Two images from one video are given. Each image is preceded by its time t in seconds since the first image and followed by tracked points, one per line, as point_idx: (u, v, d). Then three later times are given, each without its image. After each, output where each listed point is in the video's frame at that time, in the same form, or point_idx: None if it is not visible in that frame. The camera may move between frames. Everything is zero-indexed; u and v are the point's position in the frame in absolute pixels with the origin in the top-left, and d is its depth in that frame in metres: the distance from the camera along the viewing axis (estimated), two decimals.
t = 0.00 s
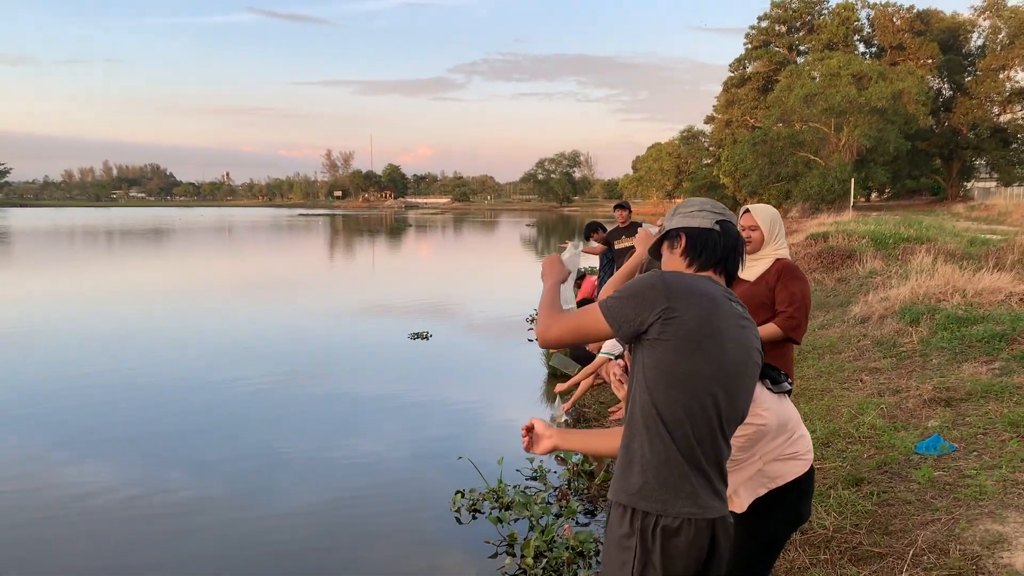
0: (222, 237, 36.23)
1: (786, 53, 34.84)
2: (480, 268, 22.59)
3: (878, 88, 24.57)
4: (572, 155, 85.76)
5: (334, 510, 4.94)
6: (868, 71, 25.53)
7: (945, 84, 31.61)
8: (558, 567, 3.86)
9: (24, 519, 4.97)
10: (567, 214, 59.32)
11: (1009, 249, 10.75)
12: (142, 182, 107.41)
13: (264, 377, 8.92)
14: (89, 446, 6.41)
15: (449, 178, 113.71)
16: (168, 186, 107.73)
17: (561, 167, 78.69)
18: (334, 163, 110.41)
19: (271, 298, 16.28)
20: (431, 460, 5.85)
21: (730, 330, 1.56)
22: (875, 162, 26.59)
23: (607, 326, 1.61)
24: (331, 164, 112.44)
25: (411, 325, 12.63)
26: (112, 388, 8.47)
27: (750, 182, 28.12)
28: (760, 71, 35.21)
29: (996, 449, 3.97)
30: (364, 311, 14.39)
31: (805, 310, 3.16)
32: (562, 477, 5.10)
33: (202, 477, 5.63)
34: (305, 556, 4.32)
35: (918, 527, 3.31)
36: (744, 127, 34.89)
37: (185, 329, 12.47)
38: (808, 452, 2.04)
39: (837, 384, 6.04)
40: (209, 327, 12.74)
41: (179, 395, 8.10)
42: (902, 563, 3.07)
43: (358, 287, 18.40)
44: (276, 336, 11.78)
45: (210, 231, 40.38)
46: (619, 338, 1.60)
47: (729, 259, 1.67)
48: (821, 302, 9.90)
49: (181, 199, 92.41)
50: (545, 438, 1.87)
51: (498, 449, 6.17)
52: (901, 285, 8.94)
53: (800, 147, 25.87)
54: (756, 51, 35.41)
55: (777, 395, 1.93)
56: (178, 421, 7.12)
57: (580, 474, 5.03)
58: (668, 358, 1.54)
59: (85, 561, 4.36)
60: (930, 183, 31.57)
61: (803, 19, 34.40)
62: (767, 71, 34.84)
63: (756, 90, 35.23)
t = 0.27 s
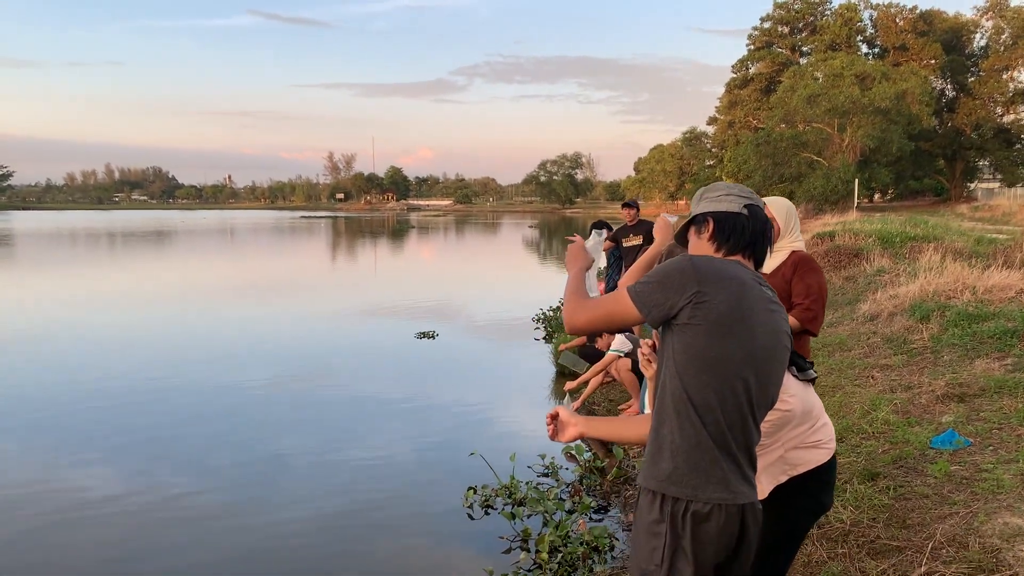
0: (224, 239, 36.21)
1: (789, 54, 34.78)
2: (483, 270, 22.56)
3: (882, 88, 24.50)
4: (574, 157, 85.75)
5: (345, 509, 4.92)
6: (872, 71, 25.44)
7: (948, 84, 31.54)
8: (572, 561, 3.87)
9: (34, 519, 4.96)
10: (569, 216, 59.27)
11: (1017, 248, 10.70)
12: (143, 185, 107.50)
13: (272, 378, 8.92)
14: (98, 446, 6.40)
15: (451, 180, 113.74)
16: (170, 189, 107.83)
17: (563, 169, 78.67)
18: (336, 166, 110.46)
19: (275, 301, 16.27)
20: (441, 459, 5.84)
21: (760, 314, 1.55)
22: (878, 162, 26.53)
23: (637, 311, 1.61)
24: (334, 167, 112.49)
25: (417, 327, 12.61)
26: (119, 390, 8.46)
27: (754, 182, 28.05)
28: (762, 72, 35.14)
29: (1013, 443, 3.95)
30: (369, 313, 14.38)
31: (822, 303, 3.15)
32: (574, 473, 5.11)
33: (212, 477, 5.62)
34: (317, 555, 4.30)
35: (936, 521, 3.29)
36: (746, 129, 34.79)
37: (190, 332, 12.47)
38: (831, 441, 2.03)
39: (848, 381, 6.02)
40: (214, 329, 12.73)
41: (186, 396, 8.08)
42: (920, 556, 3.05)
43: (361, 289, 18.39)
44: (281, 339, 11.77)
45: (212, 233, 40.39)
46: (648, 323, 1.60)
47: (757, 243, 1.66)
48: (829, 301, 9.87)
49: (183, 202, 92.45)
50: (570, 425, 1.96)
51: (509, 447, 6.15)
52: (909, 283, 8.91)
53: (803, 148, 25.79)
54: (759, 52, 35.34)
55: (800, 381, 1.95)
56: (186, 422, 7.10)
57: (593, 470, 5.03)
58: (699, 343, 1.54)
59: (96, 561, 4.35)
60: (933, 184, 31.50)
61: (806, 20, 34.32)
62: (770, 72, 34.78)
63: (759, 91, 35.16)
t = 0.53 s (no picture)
0: (230, 240, 36.26)
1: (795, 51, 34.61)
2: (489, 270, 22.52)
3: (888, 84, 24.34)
4: (579, 156, 85.62)
5: (359, 506, 4.92)
6: (877, 68, 25.33)
7: (955, 80, 31.32)
8: (590, 553, 3.87)
9: (49, 520, 4.98)
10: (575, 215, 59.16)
11: None
12: (149, 187, 107.81)
13: (282, 380, 8.92)
14: (111, 447, 6.42)
15: (456, 180, 113.80)
16: (176, 191, 108.42)
17: (568, 168, 78.55)
18: (341, 167, 110.67)
19: (282, 302, 16.28)
20: (454, 456, 5.84)
21: (791, 291, 1.53)
22: (885, 159, 26.38)
23: (666, 290, 1.60)
24: (338, 168, 112.68)
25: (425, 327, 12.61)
26: (130, 391, 8.48)
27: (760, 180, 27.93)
28: (768, 69, 34.98)
29: None
30: (376, 314, 14.38)
31: (839, 291, 3.14)
32: (588, 466, 5.10)
33: (225, 476, 5.63)
34: (332, 552, 4.31)
35: (958, 510, 3.25)
36: (752, 126, 34.64)
37: (198, 334, 12.48)
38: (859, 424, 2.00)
39: (863, 373, 5.98)
40: (222, 331, 12.74)
41: (197, 398, 8.10)
42: (943, 545, 3.02)
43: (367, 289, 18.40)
44: (290, 340, 11.78)
45: (217, 235, 40.44)
46: (677, 302, 1.58)
47: (786, 220, 1.64)
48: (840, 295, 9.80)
49: (189, 204, 92.79)
50: (596, 409, 1.98)
51: (522, 442, 6.14)
52: (922, 276, 8.84)
53: (810, 145, 25.64)
54: (764, 50, 35.18)
55: (829, 363, 1.94)
56: (197, 423, 7.11)
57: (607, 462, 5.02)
58: (728, 320, 1.52)
59: (111, 560, 4.37)
60: (940, 180, 31.29)
61: (811, 16, 34.15)
62: (776, 69, 34.62)
63: (764, 88, 34.99)
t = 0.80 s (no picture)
0: (242, 235, 36.38)
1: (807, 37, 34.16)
2: (501, 262, 22.48)
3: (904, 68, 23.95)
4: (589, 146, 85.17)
5: (381, 494, 4.95)
6: (893, 52, 24.37)
7: (971, 63, 30.80)
8: (617, 536, 3.88)
9: (77, 511, 5.04)
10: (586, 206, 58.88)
11: None
12: (162, 184, 108.46)
13: (300, 372, 8.96)
14: (134, 440, 6.48)
15: (467, 173, 113.59)
16: (189, 188, 109.04)
17: (579, 159, 78.17)
18: (351, 161, 110.77)
19: (296, 296, 16.34)
20: (475, 445, 5.86)
21: (833, 262, 1.52)
22: (900, 145, 26.02)
23: (704, 264, 1.59)
24: (349, 162, 112.81)
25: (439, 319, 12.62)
26: (150, 386, 8.56)
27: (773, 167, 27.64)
28: (780, 55, 34.55)
29: None
30: (391, 307, 14.40)
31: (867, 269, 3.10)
32: (611, 451, 5.11)
33: (248, 466, 5.69)
34: (356, 539, 4.34)
35: (990, 491, 3.22)
36: (765, 113, 34.23)
37: (214, 329, 12.57)
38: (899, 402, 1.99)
39: (886, 355, 5.92)
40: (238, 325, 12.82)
41: (217, 391, 8.16)
42: (976, 525, 2.99)
43: (379, 283, 18.43)
44: (306, 333, 11.83)
45: (229, 230, 40.59)
46: (717, 275, 1.57)
47: (826, 192, 1.63)
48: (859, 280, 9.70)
49: (201, 200, 93.21)
50: (631, 386, 1.98)
51: (542, 431, 6.14)
52: (942, 260, 8.73)
53: (824, 132, 25.31)
54: (776, 36, 34.75)
55: (869, 341, 1.92)
56: (219, 415, 7.18)
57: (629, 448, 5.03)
58: (769, 293, 1.51)
59: (140, 549, 4.43)
60: (956, 165, 30.86)
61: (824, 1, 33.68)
62: (788, 55, 34.19)
63: (777, 75, 34.58)
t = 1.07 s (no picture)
0: (259, 224, 36.62)
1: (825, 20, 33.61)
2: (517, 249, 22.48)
3: (924, 50, 23.49)
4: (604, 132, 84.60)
5: (403, 480, 5.00)
6: (913, 34, 24.05)
7: (994, 44, 30.16)
8: (640, 519, 3.90)
9: (105, 499, 5.15)
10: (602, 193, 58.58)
11: None
12: (179, 174, 109.34)
13: (319, 361, 9.05)
14: (159, 428, 6.59)
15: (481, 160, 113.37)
16: (206, 179, 109.92)
17: (594, 145, 77.69)
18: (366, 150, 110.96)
19: (313, 285, 16.46)
20: (495, 432, 5.88)
21: (867, 237, 1.50)
22: (920, 128, 25.59)
23: (735, 240, 1.57)
24: (364, 150, 112.95)
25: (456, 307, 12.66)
26: (172, 375, 8.69)
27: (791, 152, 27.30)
28: (797, 38, 34.03)
29: None
30: (407, 296, 14.47)
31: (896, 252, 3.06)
32: (631, 436, 5.12)
33: (270, 455, 5.74)
34: (379, 524, 4.38)
35: (1020, 472, 3.18)
36: (783, 97, 33.72)
37: (233, 318, 12.70)
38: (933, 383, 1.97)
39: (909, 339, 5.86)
40: (257, 314, 12.95)
41: (238, 380, 8.26)
42: (1006, 506, 2.96)
43: (395, 271, 18.51)
44: (324, 322, 11.94)
45: (246, 219, 40.89)
46: (748, 251, 1.56)
47: (860, 165, 1.60)
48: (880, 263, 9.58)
49: (218, 191, 93.89)
50: (659, 367, 1.97)
51: (561, 417, 6.16)
52: (966, 242, 8.60)
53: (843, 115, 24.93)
54: (794, 19, 34.22)
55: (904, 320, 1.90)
56: (240, 404, 7.26)
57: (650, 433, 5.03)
58: (801, 269, 1.50)
59: (167, 535, 4.51)
60: (978, 148, 30.31)
61: None
62: (806, 38, 33.67)
63: (795, 58, 34.03)
